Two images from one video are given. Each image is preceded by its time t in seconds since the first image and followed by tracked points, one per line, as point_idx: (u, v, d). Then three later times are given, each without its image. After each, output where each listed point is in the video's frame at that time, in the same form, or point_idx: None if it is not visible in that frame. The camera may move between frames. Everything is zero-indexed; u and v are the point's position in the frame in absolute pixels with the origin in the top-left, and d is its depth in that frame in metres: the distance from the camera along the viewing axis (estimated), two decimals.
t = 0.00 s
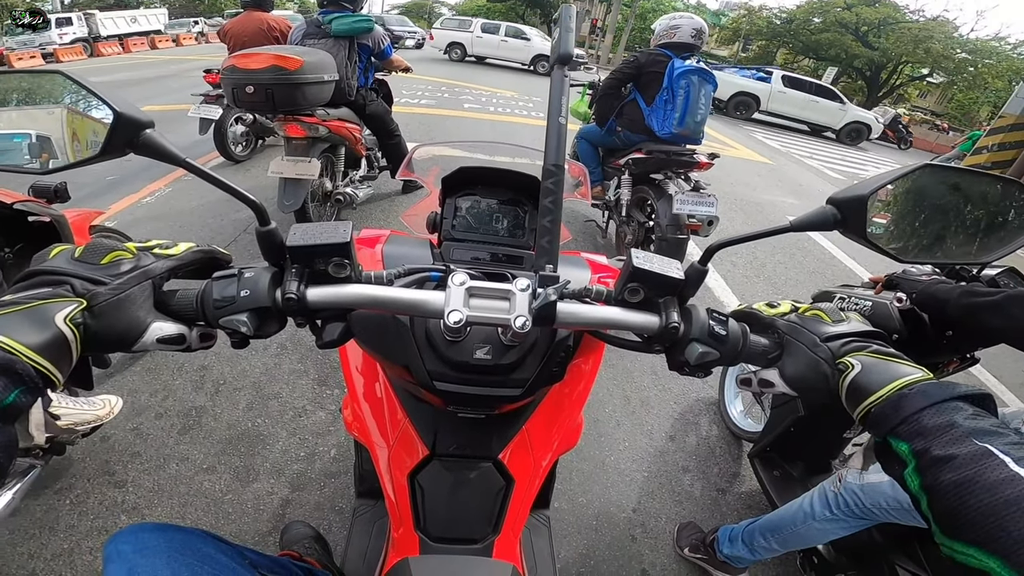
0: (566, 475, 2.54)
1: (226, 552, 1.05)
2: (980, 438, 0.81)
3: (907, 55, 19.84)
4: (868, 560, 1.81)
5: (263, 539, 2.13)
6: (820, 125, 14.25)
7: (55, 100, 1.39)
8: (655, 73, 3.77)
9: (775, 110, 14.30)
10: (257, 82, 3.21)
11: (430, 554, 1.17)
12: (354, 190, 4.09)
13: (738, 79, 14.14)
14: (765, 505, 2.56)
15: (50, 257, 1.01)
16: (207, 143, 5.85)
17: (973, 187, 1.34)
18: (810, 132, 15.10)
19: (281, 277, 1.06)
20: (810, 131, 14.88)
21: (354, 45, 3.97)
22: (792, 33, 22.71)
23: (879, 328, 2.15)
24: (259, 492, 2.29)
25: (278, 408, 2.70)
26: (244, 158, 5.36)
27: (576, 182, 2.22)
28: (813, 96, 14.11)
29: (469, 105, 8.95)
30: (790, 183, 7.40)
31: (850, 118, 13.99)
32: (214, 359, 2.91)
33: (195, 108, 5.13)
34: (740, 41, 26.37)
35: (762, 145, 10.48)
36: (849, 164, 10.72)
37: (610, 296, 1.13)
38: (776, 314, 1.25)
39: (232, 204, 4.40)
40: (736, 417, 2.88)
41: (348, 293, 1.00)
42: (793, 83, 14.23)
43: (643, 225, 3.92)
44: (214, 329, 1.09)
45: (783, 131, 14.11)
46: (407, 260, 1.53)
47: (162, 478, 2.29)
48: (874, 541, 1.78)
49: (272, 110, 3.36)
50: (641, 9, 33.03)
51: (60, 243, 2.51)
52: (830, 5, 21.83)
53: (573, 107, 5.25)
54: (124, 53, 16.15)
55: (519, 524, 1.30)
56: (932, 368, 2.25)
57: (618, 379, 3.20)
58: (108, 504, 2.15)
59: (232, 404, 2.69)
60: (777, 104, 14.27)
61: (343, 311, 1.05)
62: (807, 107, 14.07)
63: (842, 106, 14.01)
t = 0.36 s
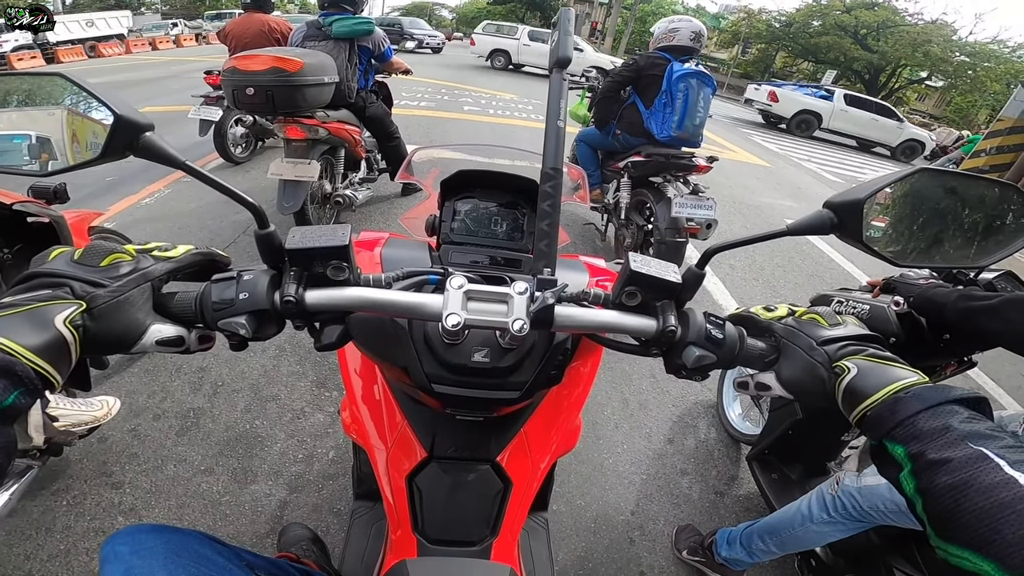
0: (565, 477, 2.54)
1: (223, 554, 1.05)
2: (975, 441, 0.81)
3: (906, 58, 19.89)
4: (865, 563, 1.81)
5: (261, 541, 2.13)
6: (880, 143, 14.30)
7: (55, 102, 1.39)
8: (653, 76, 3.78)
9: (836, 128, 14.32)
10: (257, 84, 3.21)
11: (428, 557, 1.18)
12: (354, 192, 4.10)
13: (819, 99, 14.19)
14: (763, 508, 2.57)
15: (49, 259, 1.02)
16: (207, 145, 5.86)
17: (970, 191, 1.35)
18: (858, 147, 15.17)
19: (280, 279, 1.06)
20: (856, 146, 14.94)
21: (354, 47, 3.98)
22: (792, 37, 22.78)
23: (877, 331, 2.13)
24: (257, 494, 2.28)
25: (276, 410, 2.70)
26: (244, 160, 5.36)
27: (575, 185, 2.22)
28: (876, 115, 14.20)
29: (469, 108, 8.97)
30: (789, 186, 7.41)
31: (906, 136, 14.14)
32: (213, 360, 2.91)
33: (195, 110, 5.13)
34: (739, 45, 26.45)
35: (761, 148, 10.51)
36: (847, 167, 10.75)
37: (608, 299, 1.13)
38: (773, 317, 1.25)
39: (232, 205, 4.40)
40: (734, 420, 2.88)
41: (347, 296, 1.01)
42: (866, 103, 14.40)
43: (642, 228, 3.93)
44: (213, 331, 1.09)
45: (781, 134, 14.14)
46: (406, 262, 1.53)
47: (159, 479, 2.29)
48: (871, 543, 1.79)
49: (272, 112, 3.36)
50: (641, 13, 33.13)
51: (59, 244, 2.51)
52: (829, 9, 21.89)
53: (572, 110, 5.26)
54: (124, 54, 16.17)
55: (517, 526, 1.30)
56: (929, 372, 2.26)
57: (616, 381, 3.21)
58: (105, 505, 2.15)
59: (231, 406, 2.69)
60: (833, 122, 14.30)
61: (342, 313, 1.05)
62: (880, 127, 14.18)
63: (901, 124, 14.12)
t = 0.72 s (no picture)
0: (563, 479, 2.54)
1: (220, 555, 1.05)
2: (973, 446, 0.81)
3: (906, 62, 19.91)
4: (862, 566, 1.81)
5: (259, 541, 2.12)
6: (930, 161, 14.50)
7: (56, 101, 1.39)
8: (654, 79, 3.78)
9: (901, 147, 14.44)
10: (258, 84, 3.21)
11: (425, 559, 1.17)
12: (354, 192, 4.10)
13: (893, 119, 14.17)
14: (761, 511, 2.57)
15: (48, 259, 1.01)
16: (207, 144, 5.86)
17: (970, 195, 1.35)
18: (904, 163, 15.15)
19: (280, 280, 1.06)
20: (902, 162, 15.00)
21: (355, 48, 3.98)
22: (793, 40, 22.79)
23: (876, 334, 2.13)
24: (255, 494, 2.28)
25: (275, 410, 2.70)
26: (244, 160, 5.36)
27: (575, 187, 2.22)
28: (936, 134, 14.46)
29: (470, 109, 8.97)
30: (789, 189, 7.42)
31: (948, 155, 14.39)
32: (212, 360, 2.91)
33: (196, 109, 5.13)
34: (740, 47, 26.48)
35: (761, 151, 10.52)
36: (847, 170, 10.75)
37: (607, 302, 1.13)
38: (773, 321, 1.26)
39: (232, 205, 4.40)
40: (732, 423, 2.88)
41: (347, 297, 1.00)
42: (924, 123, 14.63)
43: (642, 230, 3.93)
44: (212, 332, 1.09)
45: (782, 137, 14.14)
46: (406, 264, 1.53)
47: (157, 479, 2.28)
48: (868, 547, 1.79)
49: (273, 113, 3.36)
50: (641, 15, 33.19)
51: (58, 243, 2.51)
52: (830, 12, 21.91)
53: (573, 112, 5.27)
54: (127, 53, 16.21)
55: (514, 529, 1.30)
56: (929, 376, 2.26)
57: (615, 384, 3.21)
58: (102, 505, 2.15)
59: (229, 406, 2.68)
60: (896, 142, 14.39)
61: (341, 315, 1.05)
62: (932, 145, 14.43)
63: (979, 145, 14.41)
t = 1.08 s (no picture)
0: (566, 482, 2.53)
1: (223, 556, 1.06)
2: (980, 450, 0.81)
3: (912, 65, 19.83)
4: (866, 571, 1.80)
5: (261, 542, 2.13)
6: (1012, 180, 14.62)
7: (65, 103, 1.40)
8: (659, 82, 3.78)
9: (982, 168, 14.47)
10: (265, 86, 3.24)
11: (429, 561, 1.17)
12: (359, 194, 4.11)
13: (964, 139, 13.94)
14: (764, 515, 2.56)
15: (57, 260, 1.02)
16: (212, 146, 5.88)
17: (977, 199, 1.35)
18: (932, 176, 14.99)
19: (287, 282, 1.07)
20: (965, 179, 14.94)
21: (361, 50, 3.99)
22: (798, 43, 22.74)
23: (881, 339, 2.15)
24: (257, 495, 2.28)
25: (278, 412, 2.70)
26: (249, 162, 5.38)
27: (580, 191, 2.22)
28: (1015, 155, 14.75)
29: (474, 111, 8.99)
30: (793, 193, 7.40)
31: None
32: (216, 361, 2.92)
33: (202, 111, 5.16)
34: (745, 50, 26.45)
35: (766, 154, 10.49)
36: (852, 174, 10.71)
37: (613, 306, 1.13)
38: (779, 326, 1.25)
39: (236, 207, 4.41)
40: (736, 427, 2.87)
41: (353, 300, 1.01)
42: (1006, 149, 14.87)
43: (646, 233, 3.92)
44: (219, 333, 1.10)
45: (786, 140, 14.10)
46: (411, 267, 1.53)
47: (160, 480, 2.29)
48: (872, 551, 1.78)
49: (279, 115, 3.38)
50: (645, 18, 33.20)
51: (65, 244, 2.52)
52: (835, 15, 21.86)
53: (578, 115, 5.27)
54: (133, 54, 16.30)
55: (518, 531, 1.30)
56: (934, 380, 2.25)
57: (619, 387, 3.20)
58: (105, 505, 2.16)
59: (233, 407, 2.69)
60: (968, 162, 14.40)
61: (347, 317, 1.05)
62: None
63: None
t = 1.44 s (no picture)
0: (568, 484, 2.54)
1: (227, 556, 1.06)
2: (982, 448, 0.81)
3: (914, 65, 19.81)
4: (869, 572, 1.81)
5: (263, 544, 2.13)
6: None
7: (70, 105, 1.41)
8: (660, 84, 3.79)
9: None
10: (268, 90, 3.26)
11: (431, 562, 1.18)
12: (361, 197, 4.12)
13: None
14: (767, 516, 2.55)
15: (64, 262, 1.03)
16: (215, 149, 5.90)
17: (978, 200, 1.35)
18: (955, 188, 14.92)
19: (291, 284, 1.07)
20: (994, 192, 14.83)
21: (362, 53, 4.01)
22: (799, 44, 22.73)
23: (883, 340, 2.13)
24: (260, 497, 2.29)
25: (281, 414, 2.71)
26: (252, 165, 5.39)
27: (581, 193, 2.23)
28: None
29: (476, 114, 9.00)
30: (795, 194, 7.40)
31: None
32: (219, 363, 2.92)
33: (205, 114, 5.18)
34: (747, 52, 26.44)
35: (768, 156, 10.49)
36: (854, 175, 10.69)
37: (614, 307, 1.13)
38: (780, 327, 1.26)
39: (239, 209, 4.43)
40: (738, 428, 2.87)
41: (357, 301, 1.01)
42: None
43: (648, 235, 3.93)
44: (224, 334, 1.10)
45: (788, 142, 14.08)
46: (414, 268, 1.54)
47: (163, 481, 2.30)
48: (877, 552, 1.78)
49: (281, 117, 3.40)
50: (645, 20, 33.23)
51: (69, 247, 2.54)
52: (836, 16, 21.84)
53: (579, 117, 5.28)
54: (136, 57, 16.39)
55: (520, 532, 1.30)
56: (937, 381, 2.24)
57: (621, 389, 3.20)
58: (109, 506, 2.16)
59: (236, 409, 2.70)
60: None
61: (351, 318, 1.06)
62: None
63: None
